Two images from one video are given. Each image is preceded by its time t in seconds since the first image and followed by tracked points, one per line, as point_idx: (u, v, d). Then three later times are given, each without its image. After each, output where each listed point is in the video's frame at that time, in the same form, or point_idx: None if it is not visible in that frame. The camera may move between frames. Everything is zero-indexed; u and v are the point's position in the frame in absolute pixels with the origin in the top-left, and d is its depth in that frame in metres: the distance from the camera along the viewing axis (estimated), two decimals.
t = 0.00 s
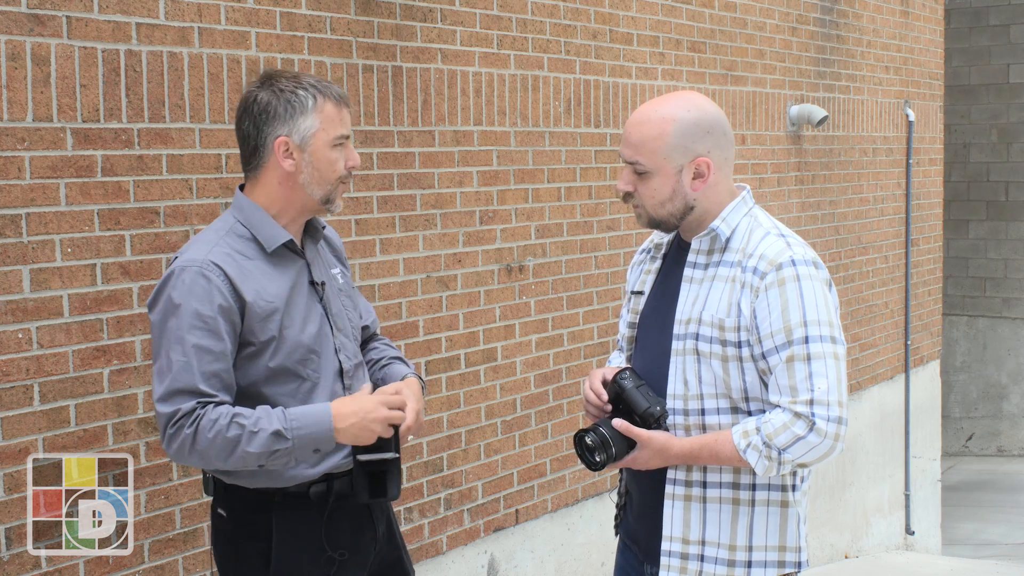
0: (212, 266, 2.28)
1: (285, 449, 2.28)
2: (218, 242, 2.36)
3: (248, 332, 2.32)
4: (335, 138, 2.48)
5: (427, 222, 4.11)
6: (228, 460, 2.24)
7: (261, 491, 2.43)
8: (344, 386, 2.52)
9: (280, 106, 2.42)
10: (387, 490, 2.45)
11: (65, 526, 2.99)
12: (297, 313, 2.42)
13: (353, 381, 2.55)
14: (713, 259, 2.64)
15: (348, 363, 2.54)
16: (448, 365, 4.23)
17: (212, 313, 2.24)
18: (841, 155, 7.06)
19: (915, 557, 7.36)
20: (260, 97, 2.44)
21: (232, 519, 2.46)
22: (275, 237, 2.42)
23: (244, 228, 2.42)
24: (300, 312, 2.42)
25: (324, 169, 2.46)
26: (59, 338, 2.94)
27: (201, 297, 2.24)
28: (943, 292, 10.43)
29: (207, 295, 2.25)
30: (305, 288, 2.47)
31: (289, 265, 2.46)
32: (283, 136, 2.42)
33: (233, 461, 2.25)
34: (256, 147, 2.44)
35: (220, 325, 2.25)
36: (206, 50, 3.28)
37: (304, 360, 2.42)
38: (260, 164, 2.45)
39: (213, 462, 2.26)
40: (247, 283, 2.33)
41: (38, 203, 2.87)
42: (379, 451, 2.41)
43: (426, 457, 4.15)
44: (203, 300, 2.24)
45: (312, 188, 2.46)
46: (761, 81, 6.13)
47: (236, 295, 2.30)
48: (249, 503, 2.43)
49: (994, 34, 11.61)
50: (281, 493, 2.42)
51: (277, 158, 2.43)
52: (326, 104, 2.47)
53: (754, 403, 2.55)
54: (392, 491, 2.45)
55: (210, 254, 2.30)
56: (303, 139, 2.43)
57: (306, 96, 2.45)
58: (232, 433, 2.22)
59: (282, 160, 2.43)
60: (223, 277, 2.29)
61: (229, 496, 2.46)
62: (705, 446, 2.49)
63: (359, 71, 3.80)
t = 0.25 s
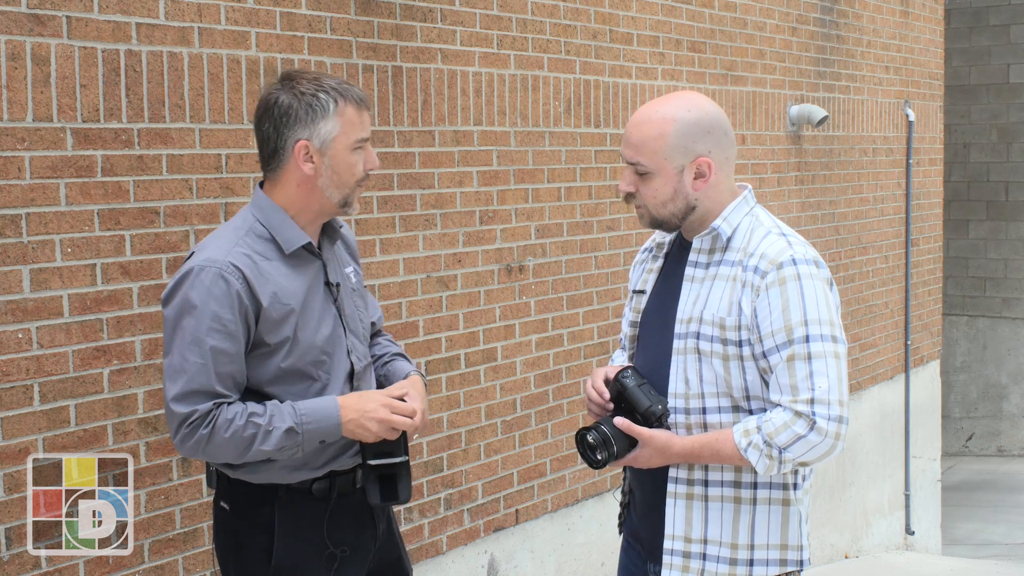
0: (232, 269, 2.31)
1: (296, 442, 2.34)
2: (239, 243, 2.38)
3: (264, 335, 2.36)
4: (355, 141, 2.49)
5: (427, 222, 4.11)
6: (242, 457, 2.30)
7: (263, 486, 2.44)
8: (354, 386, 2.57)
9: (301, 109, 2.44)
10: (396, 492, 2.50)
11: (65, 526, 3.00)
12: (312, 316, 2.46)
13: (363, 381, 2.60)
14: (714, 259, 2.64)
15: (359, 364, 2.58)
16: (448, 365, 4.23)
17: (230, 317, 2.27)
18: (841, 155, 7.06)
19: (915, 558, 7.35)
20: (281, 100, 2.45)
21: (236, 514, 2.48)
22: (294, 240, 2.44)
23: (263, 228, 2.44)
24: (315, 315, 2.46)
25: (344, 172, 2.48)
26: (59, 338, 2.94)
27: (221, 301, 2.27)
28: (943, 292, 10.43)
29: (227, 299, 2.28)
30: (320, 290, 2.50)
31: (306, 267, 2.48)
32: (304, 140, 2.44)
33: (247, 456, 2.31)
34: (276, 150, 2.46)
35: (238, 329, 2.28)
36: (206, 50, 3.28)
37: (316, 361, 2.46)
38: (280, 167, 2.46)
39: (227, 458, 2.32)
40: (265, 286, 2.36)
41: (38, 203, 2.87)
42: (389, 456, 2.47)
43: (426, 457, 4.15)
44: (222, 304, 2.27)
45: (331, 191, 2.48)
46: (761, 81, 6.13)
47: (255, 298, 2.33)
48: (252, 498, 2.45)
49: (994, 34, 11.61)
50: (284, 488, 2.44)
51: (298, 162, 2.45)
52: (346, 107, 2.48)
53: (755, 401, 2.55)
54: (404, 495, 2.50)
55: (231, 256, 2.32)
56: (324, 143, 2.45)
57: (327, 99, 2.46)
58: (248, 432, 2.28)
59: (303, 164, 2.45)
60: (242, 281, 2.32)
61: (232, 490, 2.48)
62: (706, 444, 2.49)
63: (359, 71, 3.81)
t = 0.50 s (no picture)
0: (236, 267, 2.33)
1: (295, 438, 2.35)
2: (247, 241, 2.40)
3: (268, 334, 2.38)
4: (381, 157, 2.48)
5: (427, 222, 4.11)
6: (241, 451, 2.32)
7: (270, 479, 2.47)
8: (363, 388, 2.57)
9: (332, 121, 2.43)
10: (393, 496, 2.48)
11: (65, 526, 3.00)
12: (319, 317, 2.46)
13: (372, 384, 2.60)
14: (711, 258, 2.64)
15: (369, 367, 2.58)
16: (448, 365, 4.23)
17: (231, 314, 2.29)
18: (841, 155, 7.06)
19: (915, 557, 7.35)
20: (312, 108, 2.45)
21: (244, 506, 2.51)
22: (304, 242, 2.45)
23: (275, 228, 2.45)
24: (322, 316, 2.47)
25: (367, 186, 2.47)
26: (59, 338, 2.94)
27: (223, 298, 2.29)
28: (943, 292, 10.43)
29: (228, 296, 2.30)
30: (329, 293, 2.51)
31: (317, 269, 2.49)
32: (331, 151, 2.43)
33: (247, 451, 2.33)
34: (302, 156, 2.45)
35: (239, 327, 2.30)
36: (206, 50, 3.28)
37: (323, 362, 2.47)
38: (304, 174, 2.46)
39: (227, 452, 2.34)
40: (269, 285, 2.37)
41: (38, 204, 2.87)
42: (390, 460, 2.44)
43: (426, 457, 4.15)
44: (224, 301, 2.29)
45: (351, 203, 2.48)
46: (761, 81, 6.13)
47: (258, 297, 2.35)
48: (258, 491, 2.48)
49: (993, 34, 11.61)
50: (289, 483, 2.45)
51: (322, 171, 2.45)
52: (376, 123, 2.47)
53: (755, 399, 2.55)
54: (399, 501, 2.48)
55: (236, 254, 2.34)
56: (351, 156, 2.44)
57: (358, 114, 2.45)
58: (246, 427, 2.30)
59: (327, 174, 2.45)
60: (245, 279, 2.34)
61: (241, 483, 2.51)
62: (706, 443, 2.49)
63: (359, 71, 3.80)
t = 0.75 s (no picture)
0: (248, 266, 2.36)
1: (312, 433, 2.37)
2: (259, 242, 2.44)
3: (282, 332, 2.40)
4: (384, 153, 2.50)
5: (427, 222, 4.11)
6: (258, 448, 2.34)
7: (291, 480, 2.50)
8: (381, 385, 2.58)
9: (333, 117, 2.47)
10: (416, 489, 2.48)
11: (65, 526, 3.00)
12: (332, 314, 2.48)
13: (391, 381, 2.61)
14: (712, 256, 2.63)
15: (386, 364, 2.58)
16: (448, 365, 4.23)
17: (243, 313, 2.32)
18: (841, 155, 7.06)
19: (915, 557, 7.35)
20: (316, 106, 2.50)
21: (269, 506, 2.56)
22: (314, 241, 2.48)
23: (287, 229, 2.49)
24: (335, 314, 2.49)
25: (371, 182, 2.50)
26: (59, 338, 2.94)
27: (235, 297, 2.33)
28: (943, 292, 10.43)
29: (240, 295, 2.33)
30: (343, 291, 2.52)
31: (329, 268, 2.51)
32: (334, 147, 2.47)
33: (264, 448, 2.35)
34: (307, 154, 2.50)
35: (251, 325, 2.33)
36: (206, 50, 3.28)
37: (338, 359, 2.48)
38: (310, 171, 2.51)
39: (245, 449, 2.36)
40: (281, 284, 2.40)
41: (38, 203, 2.87)
42: (412, 453, 2.45)
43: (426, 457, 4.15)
44: (236, 300, 2.32)
45: (357, 199, 2.50)
46: (761, 81, 6.13)
47: (270, 295, 2.37)
48: (281, 490, 2.52)
49: (993, 34, 11.61)
50: (310, 483, 2.48)
51: (326, 167, 2.49)
52: (379, 118, 2.50)
53: (753, 398, 2.55)
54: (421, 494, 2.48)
55: (246, 254, 2.38)
56: (353, 151, 2.47)
57: (360, 109, 2.48)
58: (261, 423, 2.32)
59: (331, 170, 2.48)
60: (257, 278, 2.37)
61: (266, 484, 2.56)
62: (703, 441, 2.49)
63: (359, 71, 3.81)
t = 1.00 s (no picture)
0: (254, 263, 2.38)
1: (318, 435, 2.35)
2: (265, 241, 2.46)
3: (289, 329, 2.41)
4: (377, 172, 2.47)
5: (427, 222, 4.11)
6: (265, 447, 2.33)
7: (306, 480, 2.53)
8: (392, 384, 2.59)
9: (345, 120, 2.49)
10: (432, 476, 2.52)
11: (65, 526, 3.00)
12: (340, 312, 2.50)
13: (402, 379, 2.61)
14: (710, 256, 2.64)
15: (394, 362, 2.60)
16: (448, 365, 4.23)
17: (250, 308, 2.34)
18: (841, 155, 7.06)
19: (915, 557, 7.35)
20: (336, 108, 2.52)
21: (284, 506, 2.60)
22: (321, 239, 2.50)
23: (294, 229, 2.51)
24: (343, 312, 2.50)
25: (360, 195, 2.48)
26: (59, 338, 2.94)
27: (242, 293, 2.35)
28: (943, 292, 10.44)
29: (247, 292, 2.36)
30: (350, 289, 2.54)
31: (335, 266, 2.53)
32: (334, 149, 2.48)
33: (269, 448, 2.34)
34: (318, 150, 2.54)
35: (259, 321, 2.35)
36: (206, 50, 3.27)
37: (347, 357, 2.49)
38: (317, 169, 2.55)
39: (252, 449, 2.35)
40: (287, 281, 2.42)
41: (38, 203, 2.87)
42: (430, 438, 2.48)
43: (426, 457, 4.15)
44: (243, 296, 2.34)
45: (346, 208, 2.50)
46: (761, 81, 6.13)
47: (277, 292, 2.39)
48: (294, 490, 2.57)
49: (993, 34, 11.61)
50: (324, 484, 2.51)
51: (325, 167, 2.51)
52: (383, 137, 2.47)
53: (750, 397, 2.54)
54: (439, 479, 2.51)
55: (252, 252, 2.41)
56: (350, 160, 2.47)
57: (370, 122, 2.47)
58: (265, 422, 2.30)
59: (327, 171, 2.50)
60: (263, 275, 2.39)
61: (281, 484, 2.60)
62: (699, 440, 2.50)
63: (359, 71, 3.81)
